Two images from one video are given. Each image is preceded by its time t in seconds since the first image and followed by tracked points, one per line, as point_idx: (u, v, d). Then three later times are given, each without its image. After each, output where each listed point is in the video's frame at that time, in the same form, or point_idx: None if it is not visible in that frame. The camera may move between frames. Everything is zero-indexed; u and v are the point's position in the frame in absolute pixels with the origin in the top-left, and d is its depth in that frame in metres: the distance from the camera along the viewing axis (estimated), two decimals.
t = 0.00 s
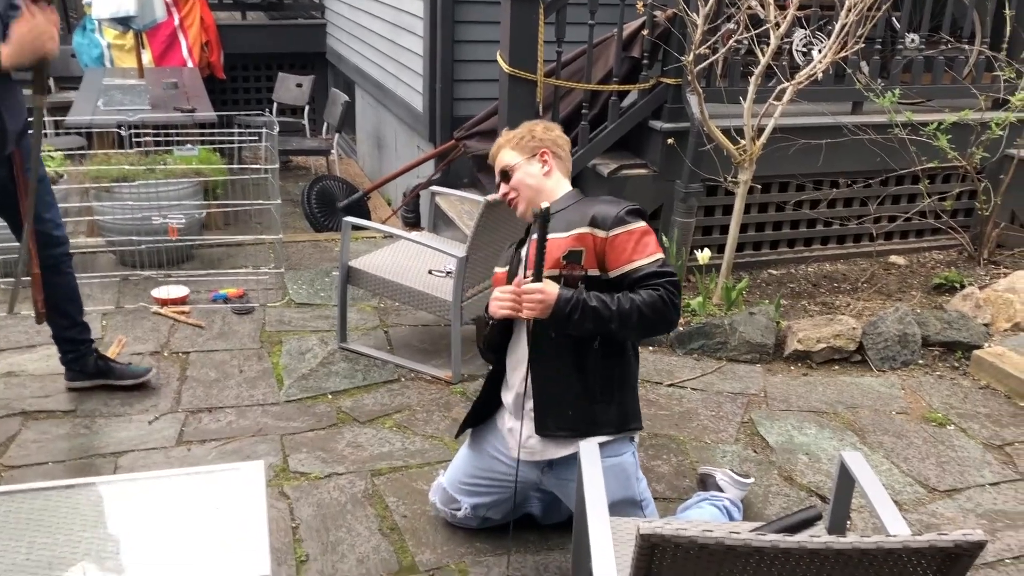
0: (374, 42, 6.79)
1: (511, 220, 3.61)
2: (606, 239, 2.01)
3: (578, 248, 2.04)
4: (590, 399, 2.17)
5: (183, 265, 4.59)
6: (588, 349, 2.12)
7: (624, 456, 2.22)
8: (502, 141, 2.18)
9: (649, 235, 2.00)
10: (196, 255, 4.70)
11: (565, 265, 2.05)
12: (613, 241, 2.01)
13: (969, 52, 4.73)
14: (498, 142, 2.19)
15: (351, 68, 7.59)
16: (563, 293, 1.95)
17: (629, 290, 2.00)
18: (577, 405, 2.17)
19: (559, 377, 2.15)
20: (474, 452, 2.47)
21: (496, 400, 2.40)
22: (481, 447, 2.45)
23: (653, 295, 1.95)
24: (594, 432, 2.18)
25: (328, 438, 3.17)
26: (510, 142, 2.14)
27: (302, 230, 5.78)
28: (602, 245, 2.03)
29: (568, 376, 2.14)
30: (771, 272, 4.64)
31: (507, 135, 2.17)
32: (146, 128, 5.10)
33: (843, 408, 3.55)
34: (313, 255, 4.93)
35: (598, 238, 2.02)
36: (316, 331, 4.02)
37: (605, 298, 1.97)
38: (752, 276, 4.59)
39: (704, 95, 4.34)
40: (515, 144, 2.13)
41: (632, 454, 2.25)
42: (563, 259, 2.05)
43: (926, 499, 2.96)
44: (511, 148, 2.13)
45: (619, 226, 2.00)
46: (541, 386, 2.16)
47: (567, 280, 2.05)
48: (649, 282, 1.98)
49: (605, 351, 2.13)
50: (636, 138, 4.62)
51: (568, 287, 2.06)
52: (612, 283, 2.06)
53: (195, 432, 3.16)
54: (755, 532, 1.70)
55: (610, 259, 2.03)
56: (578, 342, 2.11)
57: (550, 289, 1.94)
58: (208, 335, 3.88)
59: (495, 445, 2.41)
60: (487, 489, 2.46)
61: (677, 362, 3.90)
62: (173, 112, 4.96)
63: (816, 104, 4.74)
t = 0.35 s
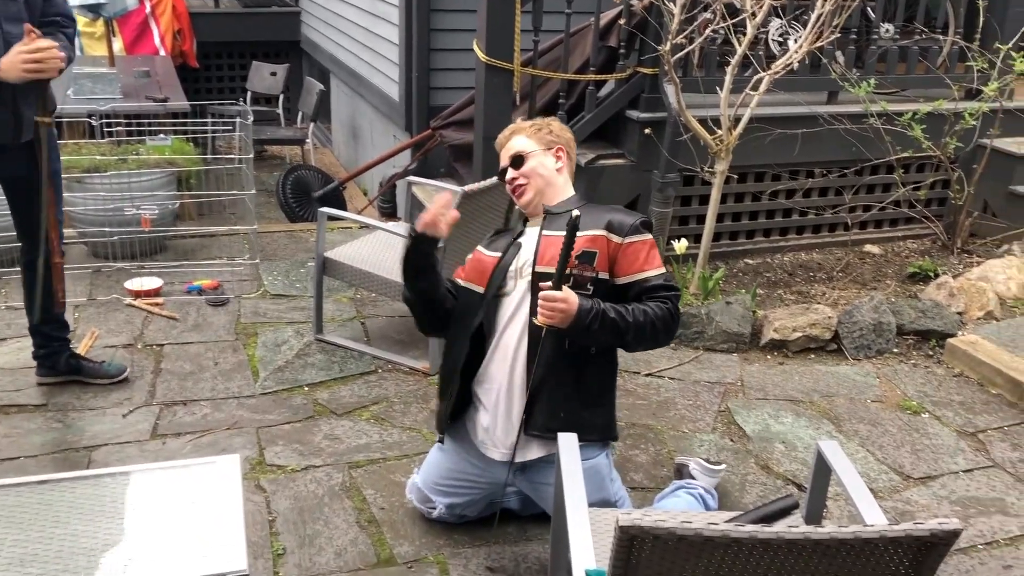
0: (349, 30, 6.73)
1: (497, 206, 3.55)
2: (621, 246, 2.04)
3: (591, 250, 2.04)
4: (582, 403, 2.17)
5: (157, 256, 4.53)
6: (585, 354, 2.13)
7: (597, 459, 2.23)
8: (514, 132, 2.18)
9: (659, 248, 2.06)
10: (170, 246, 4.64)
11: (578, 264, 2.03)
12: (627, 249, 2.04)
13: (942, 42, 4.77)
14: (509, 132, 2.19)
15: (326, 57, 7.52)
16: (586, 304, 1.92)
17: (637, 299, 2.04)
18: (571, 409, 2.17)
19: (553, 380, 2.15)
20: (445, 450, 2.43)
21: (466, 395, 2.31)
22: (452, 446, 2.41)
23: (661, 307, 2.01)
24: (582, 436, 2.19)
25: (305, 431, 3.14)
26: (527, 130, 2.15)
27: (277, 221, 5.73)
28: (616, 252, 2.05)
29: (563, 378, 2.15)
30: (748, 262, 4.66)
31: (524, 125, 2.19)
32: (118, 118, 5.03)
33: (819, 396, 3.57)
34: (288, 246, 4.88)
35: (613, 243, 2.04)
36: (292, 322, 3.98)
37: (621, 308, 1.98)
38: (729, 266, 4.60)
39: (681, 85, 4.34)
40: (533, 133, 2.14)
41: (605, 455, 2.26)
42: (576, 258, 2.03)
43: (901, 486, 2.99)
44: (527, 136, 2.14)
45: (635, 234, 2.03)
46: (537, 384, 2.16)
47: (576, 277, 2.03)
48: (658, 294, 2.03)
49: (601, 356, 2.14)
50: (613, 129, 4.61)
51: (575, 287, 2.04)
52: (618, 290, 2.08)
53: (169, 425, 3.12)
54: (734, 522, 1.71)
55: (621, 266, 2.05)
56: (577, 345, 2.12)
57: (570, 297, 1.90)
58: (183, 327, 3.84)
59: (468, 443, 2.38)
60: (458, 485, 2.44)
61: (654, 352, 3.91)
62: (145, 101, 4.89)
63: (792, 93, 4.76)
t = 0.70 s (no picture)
0: (348, 40, 6.75)
1: (494, 218, 3.55)
2: (618, 245, 2.05)
3: (590, 251, 2.03)
4: (586, 404, 2.17)
5: (159, 267, 4.54)
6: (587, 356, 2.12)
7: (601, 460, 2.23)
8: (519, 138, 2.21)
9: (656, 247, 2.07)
10: (172, 257, 4.64)
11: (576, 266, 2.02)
12: (625, 248, 2.05)
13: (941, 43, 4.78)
14: (514, 137, 2.22)
15: (326, 66, 7.53)
16: (586, 309, 1.92)
17: (636, 299, 2.05)
18: (578, 410, 2.17)
19: (558, 384, 2.13)
20: (446, 460, 2.43)
21: (458, 389, 2.30)
22: (453, 455, 2.41)
23: (662, 305, 2.01)
24: (587, 437, 2.19)
25: (308, 440, 3.14)
26: (532, 136, 2.18)
27: (278, 230, 5.74)
28: (613, 251, 2.05)
29: (567, 381, 2.13)
30: (749, 266, 4.66)
31: (522, 131, 2.21)
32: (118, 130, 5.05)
33: (822, 399, 3.56)
34: (290, 255, 4.89)
35: (610, 243, 2.05)
36: (294, 331, 3.98)
37: (620, 311, 1.97)
38: (730, 270, 4.60)
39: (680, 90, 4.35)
40: (538, 138, 2.18)
41: (609, 457, 2.26)
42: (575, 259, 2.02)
43: (905, 489, 2.98)
44: (532, 141, 2.17)
45: (633, 233, 2.04)
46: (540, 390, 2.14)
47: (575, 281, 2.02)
48: (657, 292, 2.04)
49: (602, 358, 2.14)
50: (612, 134, 4.61)
51: (575, 290, 2.03)
52: (617, 291, 2.08)
53: (172, 436, 3.12)
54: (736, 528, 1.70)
55: (619, 265, 2.06)
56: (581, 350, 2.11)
57: (572, 307, 1.89)
58: (186, 337, 3.84)
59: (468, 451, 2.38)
60: (471, 500, 2.45)
61: (657, 357, 3.90)
62: (146, 112, 4.91)
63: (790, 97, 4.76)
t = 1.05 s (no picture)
0: (404, 86, 6.92)
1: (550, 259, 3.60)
2: (697, 288, 2.03)
3: (667, 290, 2.04)
4: (657, 436, 2.12)
5: (224, 311, 4.66)
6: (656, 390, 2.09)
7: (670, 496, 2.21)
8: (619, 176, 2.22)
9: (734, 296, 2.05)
10: (236, 300, 4.77)
11: (653, 302, 2.04)
12: (701, 292, 2.03)
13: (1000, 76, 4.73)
14: (613, 174, 2.23)
15: (383, 113, 7.72)
16: (648, 347, 1.95)
17: (703, 344, 2.04)
18: (647, 443, 2.11)
19: (629, 415, 2.09)
20: (508, 498, 2.34)
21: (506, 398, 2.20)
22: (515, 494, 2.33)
23: (728, 354, 2.01)
24: (657, 471, 2.13)
25: (369, 480, 3.18)
26: (631, 176, 2.18)
27: (337, 272, 5.86)
28: (692, 292, 2.04)
29: (637, 413, 2.09)
30: (808, 302, 4.61)
31: (627, 172, 2.22)
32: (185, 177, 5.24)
33: (887, 439, 3.49)
34: (349, 297, 4.99)
35: (689, 284, 2.03)
36: (354, 372, 4.05)
37: (682, 353, 1.99)
38: (789, 307, 4.56)
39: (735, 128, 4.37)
40: (636, 178, 2.17)
41: (677, 492, 2.24)
42: (652, 297, 2.04)
43: (977, 531, 2.90)
44: (631, 180, 2.17)
45: (712, 279, 2.03)
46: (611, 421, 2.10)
47: (649, 318, 2.04)
48: (725, 340, 2.02)
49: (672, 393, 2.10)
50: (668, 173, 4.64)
51: (651, 326, 2.04)
52: (688, 331, 2.07)
53: (238, 477, 3.19)
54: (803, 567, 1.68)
55: (694, 308, 2.04)
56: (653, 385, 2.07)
57: (634, 342, 1.94)
58: (251, 379, 3.93)
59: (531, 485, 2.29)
60: (533, 536, 2.39)
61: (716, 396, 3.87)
62: (212, 161, 5.09)
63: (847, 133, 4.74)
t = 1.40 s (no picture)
0: (459, 126, 7.04)
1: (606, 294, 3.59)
2: (766, 329, 2.02)
3: (740, 328, 2.01)
4: (727, 476, 2.07)
5: (284, 348, 4.74)
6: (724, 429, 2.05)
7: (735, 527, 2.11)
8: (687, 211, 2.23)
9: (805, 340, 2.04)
10: (296, 337, 4.85)
11: (726, 341, 2.00)
12: (772, 334, 2.02)
13: None
14: (680, 210, 2.25)
15: (439, 153, 7.85)
16: (721, 384, 1.91)
17: (773, 384, 2.01)
18: (715, 483, 2.06)
19: (700, 453, 2.04)
20: (565, 534, 2.21)
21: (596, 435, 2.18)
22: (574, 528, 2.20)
23: (796, 397, 1.98)
24: (724, 509, 2.08)
25: (427, 516, 3.18)
26: (699, 212, 2.19)
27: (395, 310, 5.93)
28: (761, 333, 2.03)
29: (707, 451, 2.05)
30: (871, 338, 4.51)
31: (694, 208, 2.24)
32: (247, 218, 5.38)
33: (958, 477, 3.38)
34: (406, 334, 5.04)
35: (759, 324, 2.02)
36: (412, 409, 4.07)
37: (753, 393, 1.96)
38: (852, 342, 4.47)
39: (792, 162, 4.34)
40: (704, 213, 2.19)
41: (739, 526, 2.14)
42: (724, 334, 2.01)
43: None
44: (699, 215, 2.18)
45: (784, 321, 2.01)
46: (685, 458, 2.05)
47: (722, 355, 2.00)
48: (793, 383, 2.00)
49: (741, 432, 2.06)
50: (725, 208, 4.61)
51: (723, 363, 2.00)
52: (756, 372, 2.04)
53: (298, 512, 3.22)
54: None
55: (763, 349, 2.03)
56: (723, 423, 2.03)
57: (706, 377, 1.90)
58: (311, 415, 3.98)
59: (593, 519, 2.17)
60: None
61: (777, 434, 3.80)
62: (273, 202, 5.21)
63: (908, 166, 4.67)
